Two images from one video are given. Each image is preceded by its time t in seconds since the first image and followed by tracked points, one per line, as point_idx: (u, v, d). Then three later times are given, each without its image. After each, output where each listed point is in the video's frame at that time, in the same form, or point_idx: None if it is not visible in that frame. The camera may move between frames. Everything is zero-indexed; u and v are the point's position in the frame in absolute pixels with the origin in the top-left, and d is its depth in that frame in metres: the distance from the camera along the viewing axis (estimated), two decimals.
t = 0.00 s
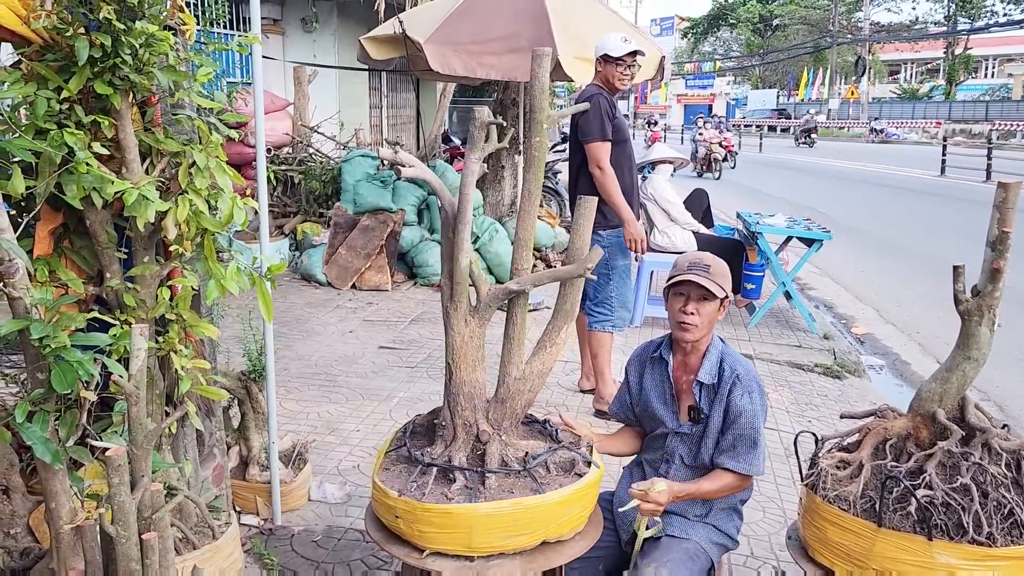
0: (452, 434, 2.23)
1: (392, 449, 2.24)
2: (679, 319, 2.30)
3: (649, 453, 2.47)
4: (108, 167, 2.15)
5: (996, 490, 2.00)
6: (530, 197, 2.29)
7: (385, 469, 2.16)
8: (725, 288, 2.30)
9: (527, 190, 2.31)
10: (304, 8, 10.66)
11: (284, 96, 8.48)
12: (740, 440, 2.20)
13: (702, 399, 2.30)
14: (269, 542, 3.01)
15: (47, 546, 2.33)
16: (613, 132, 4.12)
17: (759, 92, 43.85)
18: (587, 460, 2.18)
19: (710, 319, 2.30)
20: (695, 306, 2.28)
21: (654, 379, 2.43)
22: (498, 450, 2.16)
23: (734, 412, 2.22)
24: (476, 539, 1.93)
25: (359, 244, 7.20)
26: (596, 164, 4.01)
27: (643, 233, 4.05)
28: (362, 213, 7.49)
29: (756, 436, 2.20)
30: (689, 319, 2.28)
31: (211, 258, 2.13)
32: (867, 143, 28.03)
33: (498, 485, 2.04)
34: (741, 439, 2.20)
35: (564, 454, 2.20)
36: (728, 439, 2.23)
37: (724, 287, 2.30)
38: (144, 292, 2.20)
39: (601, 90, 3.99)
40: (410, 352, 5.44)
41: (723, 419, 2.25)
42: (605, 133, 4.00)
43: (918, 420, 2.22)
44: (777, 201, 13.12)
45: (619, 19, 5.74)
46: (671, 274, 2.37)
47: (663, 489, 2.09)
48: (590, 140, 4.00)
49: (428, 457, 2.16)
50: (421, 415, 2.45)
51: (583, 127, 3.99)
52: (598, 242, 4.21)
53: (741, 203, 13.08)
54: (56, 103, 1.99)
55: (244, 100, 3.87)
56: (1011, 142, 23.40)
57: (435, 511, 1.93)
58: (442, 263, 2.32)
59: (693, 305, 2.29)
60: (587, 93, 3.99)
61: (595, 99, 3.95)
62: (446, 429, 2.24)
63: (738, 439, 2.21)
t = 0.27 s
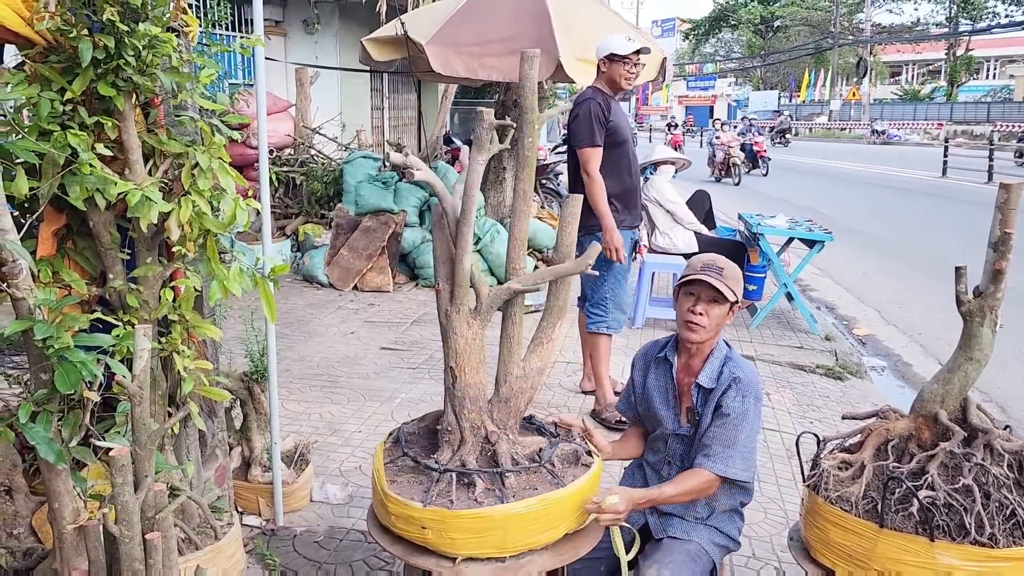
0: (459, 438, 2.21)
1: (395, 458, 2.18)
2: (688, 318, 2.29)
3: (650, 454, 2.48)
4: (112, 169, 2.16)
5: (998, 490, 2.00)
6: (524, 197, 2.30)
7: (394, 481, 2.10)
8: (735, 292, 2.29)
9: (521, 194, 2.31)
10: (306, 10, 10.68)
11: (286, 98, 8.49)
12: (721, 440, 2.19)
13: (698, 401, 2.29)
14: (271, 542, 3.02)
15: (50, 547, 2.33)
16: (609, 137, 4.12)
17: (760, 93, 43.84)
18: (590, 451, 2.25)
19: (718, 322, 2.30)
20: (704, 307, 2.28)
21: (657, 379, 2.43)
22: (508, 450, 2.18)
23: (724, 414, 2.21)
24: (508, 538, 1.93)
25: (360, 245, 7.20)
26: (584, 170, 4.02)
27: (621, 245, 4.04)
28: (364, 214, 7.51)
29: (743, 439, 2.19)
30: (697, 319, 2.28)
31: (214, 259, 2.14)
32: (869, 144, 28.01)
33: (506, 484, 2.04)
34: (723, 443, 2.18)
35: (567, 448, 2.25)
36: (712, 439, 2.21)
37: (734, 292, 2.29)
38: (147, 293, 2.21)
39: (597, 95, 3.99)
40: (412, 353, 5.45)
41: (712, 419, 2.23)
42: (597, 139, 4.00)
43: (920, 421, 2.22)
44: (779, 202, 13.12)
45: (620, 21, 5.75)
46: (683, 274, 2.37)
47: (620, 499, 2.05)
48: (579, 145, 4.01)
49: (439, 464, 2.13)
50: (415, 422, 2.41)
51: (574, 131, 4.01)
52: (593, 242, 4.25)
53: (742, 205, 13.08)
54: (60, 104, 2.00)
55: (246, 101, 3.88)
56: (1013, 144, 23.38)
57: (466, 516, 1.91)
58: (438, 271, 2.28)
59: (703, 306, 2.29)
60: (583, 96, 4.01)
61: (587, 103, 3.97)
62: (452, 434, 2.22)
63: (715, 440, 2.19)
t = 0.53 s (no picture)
0: (466, 442, 2.16)
1: (405, 468, 2.12)
2: (689, 319, 2.30)
3: (648, 458, 2.48)
4: (113, 170, 2.16)
5: (1000, 491, 1.99)
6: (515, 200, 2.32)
7: (408, 489, 2.05)
8: (738, 294, 2.27)
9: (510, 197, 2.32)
10: (308, 12, 10.70)
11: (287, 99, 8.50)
12: (712, 444, 2.17)
13: (695, 404, 2.29)
14: (272, 543, 3.01)
15: (51, 548, 2.33)
16: (606, 139, 4.14)
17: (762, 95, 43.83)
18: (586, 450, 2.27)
19: (720, 324, 2.29)
20: (705, 308, 2.28)
21: (658, 382, 2.43)
22: (516, 448, 2.18)
23: (718, 417, 2.20)
24: (536, 536, 1.96)
25: (361, 246, 7.20)
26: (575, 172, 4.08)
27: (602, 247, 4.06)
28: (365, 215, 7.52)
29: (734, 442, 2.18)
30: (699, 320, 2.28)
31: (215, 259, 2.14)
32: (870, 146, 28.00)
33: (509, 486, 2.04)
34: (714, 445, 2.17)
35: (565, 438, 2.31)
36: (702, 441, 2.19)
37: (737, 294, 2.28)
38: (149, 294, 2.21)
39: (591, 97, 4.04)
40: (413, 355, 5.45)
41: (704, 422, 2.23)
42: (589, 141, 4.04)
43: (921, 422, 2.21)
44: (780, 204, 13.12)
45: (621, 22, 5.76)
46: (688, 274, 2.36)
47: (600, 505, 2.03)
48: (571, 148, 4.08)
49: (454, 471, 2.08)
50: (410, 429, 2.35)
51: (567, 134, 4.09)
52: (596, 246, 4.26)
53: (744, 206, 13.08)
54: (62, 105, 2.00)
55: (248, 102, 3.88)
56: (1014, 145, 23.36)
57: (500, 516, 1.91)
58: (436, 273, 2.19)
59: (704, 306, 2.28)
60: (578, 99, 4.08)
61: (580, 104, 4.04)
62: (460, 438, 2.17)
63: (705, 443, 2.18)
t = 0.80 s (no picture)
0: (477, 445, 2.13)
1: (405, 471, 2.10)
2: (689, 320, 2.29)
3: (648, 459, 2.48)
4: (114, 171, 2.16)
5: (1000, 493, 2.00)
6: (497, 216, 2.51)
7: (429, 499, 1.99)
8: (739, 298, 2.27)
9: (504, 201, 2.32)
10: (309, 13, 10.72)
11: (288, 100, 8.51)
12: (714, 446, 2.18)
13: (697, 406, 2.29)
14: (272, 544, 3.02)
15: (52, 549, 2.34)
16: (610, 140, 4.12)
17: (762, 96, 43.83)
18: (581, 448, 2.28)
19: (721, 326, 2.29)
20: (705, 309, 2.27)
21: (659, 384, 2.43)
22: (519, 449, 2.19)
23: (719, 420, 2.20)
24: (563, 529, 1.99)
25: (362, 247, 7.21)
26: (580, 172, 4.06)
27: (602, 248, 4.08)
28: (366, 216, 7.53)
29: (735, 444, 2.19)
30: (698, 322, 2.28)
31: (216, 260, 2.14)
32: (871, 147, 27.99)
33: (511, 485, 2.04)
34: (715, 446, 2.17)
35: (554, 431, 2.36)
36: (704, 444, 2.19)
37: (738, 297, 2.27)
38: (150, 295, 2.21)
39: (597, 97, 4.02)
40: (414, 356, 5.45)
41: (705, 425, 2.22)
42: (595, 141, 4.02)
43: (922, 423, 2.21)
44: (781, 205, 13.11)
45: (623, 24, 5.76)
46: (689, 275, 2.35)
47: (599, 505, 2.03)
48: (576, 147, 4.05)
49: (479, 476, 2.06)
50: (411, 437, 2.27)
51: (573, 133, 4.05)
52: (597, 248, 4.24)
53: (744, 207, 13.08)
54: (63, 107, 2.00)
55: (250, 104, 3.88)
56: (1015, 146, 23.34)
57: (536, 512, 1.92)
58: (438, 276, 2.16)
59: (704, 308, 2.28)
60: (584, 98, 4.05)
61: (586, 104, 4.01)
62: (471, 441, 2.13)
63: (707, 446, 2.18)
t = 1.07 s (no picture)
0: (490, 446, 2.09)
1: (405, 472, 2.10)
2: (682, 318, 2.31)
3: (649, 459, 2.48)
4: (114, 172, 2.16)
5: (1000, 494, 2.00)
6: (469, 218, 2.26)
7: (462, 507, 1.95)
8: (736, 296, 2.28)
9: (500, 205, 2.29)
10: (310, 15, 10.73)
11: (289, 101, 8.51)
12: (716, 447, 2.17)
13: (697, 406, 2.29)
14: (273, 545, 3.02)
15: (53, 550, 2.34)
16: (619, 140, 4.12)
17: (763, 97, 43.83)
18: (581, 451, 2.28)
19: (716, 325, 2.28)
20: (698, 307, 2.29)
21: (659, 383, 2.44)
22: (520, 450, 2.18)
23: (720, 419, 2.20)
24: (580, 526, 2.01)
25: (362, 248, 7.22)
26: (597, 174, 4.02)
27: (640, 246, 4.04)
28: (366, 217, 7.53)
29: (736, 444, 2.19)
30: (690, 319, 2.29)
31: (216, 262, 2.14)
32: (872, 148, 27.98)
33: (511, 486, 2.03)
34: (716, 447, 2.17)
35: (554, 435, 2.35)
36: (705, 444, 2.19)
37: (734, 295, 2.28)
38: (150, 296, 2.21)
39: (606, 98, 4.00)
40: (414, 357, 5.45)
41: (705, 425, 2.23)
42: (609, 142, 4.01)
43: (922, 425, 2.21)
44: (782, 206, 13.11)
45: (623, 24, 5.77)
46: (685, 277, 2.39)
47: (603, 510, 2.04)
48: (590, 149, 4.01)
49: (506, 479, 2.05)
50: (419, 449, 2.16)
51: (585, 135, 4.01)
52: (600, 250, 4.23)
53: (745, 208, 13.08)
54: (63, 108, 2.00)
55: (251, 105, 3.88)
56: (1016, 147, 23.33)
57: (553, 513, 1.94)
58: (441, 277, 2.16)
59: (696, 306, 2.29)
60: (591, 100, 4.02)
61: (597, 105, 3.98)
62: (488, 444, 2.09)
63: (708, 446, 2.18)
